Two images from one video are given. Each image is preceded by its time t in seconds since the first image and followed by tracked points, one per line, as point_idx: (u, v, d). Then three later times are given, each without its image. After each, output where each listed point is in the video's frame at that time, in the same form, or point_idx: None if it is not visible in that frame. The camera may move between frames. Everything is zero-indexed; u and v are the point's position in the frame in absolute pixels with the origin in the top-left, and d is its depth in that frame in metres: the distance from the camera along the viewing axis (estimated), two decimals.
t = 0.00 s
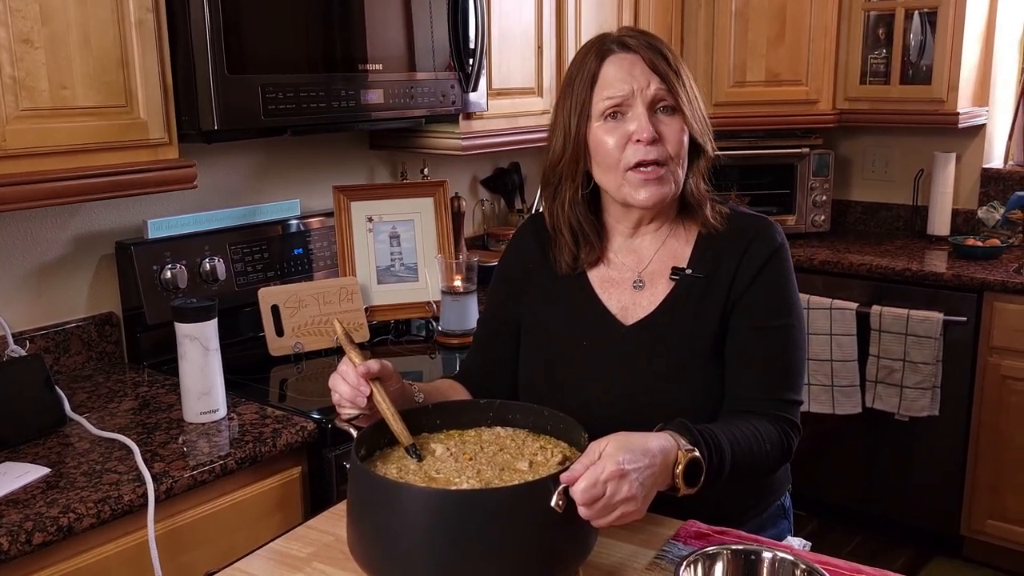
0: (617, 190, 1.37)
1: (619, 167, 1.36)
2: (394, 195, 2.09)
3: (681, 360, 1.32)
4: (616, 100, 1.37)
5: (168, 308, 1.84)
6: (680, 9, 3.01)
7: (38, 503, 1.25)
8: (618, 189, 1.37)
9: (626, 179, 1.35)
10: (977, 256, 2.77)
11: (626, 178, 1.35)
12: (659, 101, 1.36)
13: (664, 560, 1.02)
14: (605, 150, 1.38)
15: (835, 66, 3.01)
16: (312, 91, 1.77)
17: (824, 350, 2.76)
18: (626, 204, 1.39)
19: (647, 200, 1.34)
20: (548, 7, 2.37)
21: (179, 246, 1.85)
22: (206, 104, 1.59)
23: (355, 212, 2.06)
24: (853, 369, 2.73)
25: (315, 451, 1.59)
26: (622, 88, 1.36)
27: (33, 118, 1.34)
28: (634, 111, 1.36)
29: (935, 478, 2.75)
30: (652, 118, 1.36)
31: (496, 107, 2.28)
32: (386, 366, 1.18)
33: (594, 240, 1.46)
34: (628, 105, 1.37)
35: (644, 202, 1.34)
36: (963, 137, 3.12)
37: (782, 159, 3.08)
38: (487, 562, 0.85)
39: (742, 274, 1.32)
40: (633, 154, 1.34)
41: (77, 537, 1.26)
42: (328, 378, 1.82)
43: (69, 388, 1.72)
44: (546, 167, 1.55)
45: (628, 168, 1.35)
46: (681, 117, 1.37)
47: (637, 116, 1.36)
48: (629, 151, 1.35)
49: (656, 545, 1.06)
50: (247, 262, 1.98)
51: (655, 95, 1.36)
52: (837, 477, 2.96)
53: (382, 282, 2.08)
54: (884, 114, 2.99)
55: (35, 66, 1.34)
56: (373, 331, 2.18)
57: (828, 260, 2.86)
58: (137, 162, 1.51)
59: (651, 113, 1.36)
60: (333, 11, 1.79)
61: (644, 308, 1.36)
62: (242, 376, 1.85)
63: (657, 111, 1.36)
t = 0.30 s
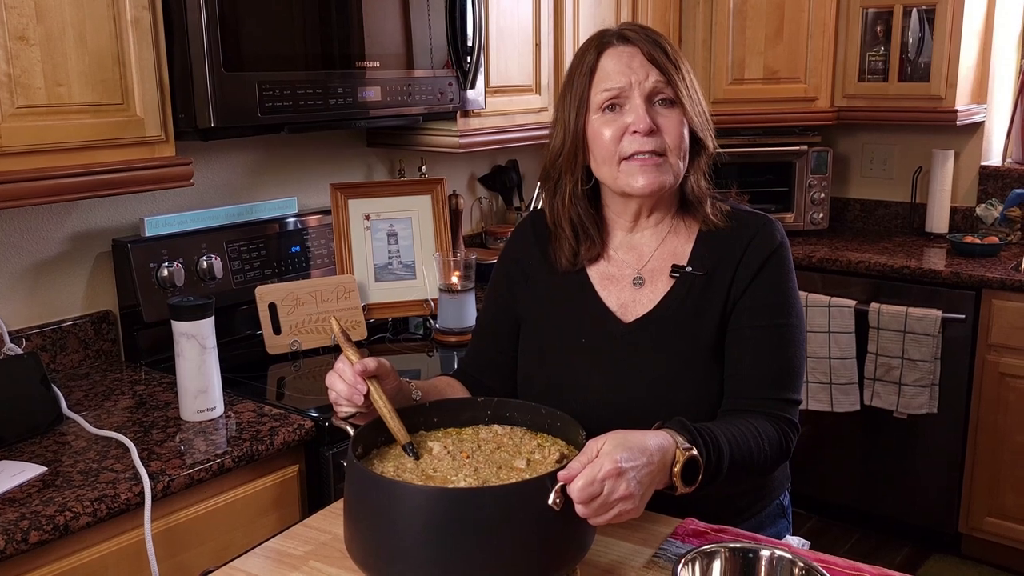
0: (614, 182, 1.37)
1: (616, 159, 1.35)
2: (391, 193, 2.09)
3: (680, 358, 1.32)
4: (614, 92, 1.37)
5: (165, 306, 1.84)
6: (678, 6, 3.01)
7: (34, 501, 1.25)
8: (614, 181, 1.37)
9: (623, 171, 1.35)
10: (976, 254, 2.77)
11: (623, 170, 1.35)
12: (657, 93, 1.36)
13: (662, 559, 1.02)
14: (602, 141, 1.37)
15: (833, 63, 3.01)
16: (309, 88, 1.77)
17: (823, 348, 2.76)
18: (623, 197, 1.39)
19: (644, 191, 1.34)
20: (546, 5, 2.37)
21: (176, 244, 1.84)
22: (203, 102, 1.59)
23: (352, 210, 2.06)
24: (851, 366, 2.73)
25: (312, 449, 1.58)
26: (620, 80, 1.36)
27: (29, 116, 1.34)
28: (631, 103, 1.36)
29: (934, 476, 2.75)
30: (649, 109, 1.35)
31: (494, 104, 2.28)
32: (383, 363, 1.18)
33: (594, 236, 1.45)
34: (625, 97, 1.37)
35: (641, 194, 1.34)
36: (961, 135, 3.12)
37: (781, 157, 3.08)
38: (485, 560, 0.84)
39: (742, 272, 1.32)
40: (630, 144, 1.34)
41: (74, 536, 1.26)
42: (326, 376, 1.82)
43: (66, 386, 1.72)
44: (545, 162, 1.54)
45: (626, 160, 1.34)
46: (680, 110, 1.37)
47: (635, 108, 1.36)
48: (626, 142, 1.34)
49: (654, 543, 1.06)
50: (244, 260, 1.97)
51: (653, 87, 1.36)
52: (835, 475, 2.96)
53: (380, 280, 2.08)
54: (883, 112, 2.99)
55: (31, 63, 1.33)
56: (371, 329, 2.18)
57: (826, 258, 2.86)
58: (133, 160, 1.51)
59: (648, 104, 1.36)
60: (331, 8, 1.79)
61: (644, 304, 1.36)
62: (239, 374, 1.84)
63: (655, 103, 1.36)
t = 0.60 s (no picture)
0: (615, 179, 1.37)
1: (616, 156, 1.36)
2: (392, 192, 2.09)
3: (685, 356, 1.32)
4: (614, 90, 1.37)
5: (166, 305, 1.84)
6: (679, 4, 3.01)
7: (36, 500, 1.25)
8: (615, 178, 1.37)
9: (624, 169, 1.35)
10: (977, 253, 2.77)
11: (623, 168, 1.35)
12: (656, 90, 1.36)
13: (664, 558, 1.02)
14: (603, 138, 1.38)
15: (834, 62, 3.01)
16: (311, 87, 1.77)
17: (824, 347, 2.76)
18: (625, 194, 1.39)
19: (645, 189, 1.34)
20: (547, 4, 2.37)
21: (177, 243, 1.84)
22: (204, 101, 1.59)
23: (354, 209, 2.06)
24: (852, 365, 2.73)
25: (314, 448, 1.58)
26: (619, 78, 1.37)
27: (32, 115, 1.34)
28: (630, 100, 1.36)
29: (935, 475, 2.75)
30: (648, 106, 1.35)
31: (495, 103, 2.28)
32: (385, 362, 1.18)
33: (600, 233, 1.45)
34: (624, 95, 1.37)
35: (642, 192, 1.34)
36: (962, 134, 3.12)
37: (782, 156, 3.07)
38: (488, 558, 0.84)
39: (747, 273, 1.32)
40: (628, 142, 1.34)
41: (76, 534, 1.26)
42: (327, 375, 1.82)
43: (68, 385, 1.72)
44: (552, 160, 1.55)
45: (625, 158, 1.34)
46: (680, 107, 1.36)
47: (633, 106, 1.36)
48: (625, 139, 1.34)
49: (656, 542, 1.06)
50: (246, 259, 1.97)
51: (652, 85, 1.35)
52: (836, 474, 2.96)
53: (381, 279, 2.08)
54: (884, 111, 2.98)
55: (33, 62, 1.33)
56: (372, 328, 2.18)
57: (827, 257, 2.85)
58: (134, 159, 1.51)
59: (647, 101, 1.36)
60: (332, 6, 1.79)
61: (649, 303, 1.36)
62: (241, 373, 1.84)
63: (654, 100, 1.36)
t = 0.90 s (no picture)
0: (623, 186, 1.37)
1: (625, 164, 1.36)
2: (395, 195, 2.09)
3: (689, 359, 1.32)
4: (622, 98, 1.37)
5: (169, 307, 1.84)
6: (682, 6, 3.01)
7: (39, 502, 1.25)
8: (623, 186, 1.37)
9: (631, 175, 1.35)
10: (979, 255, 2.77)
11: (631, 175, 1.35)
12: (664, 98, 1.36)
13: (666, 560, 1.01)
14: (611, 146, 1.38)
15: (837, 64, 3.01)
16: (313, 90, 1.77)
17: (827, 349, 2.76)
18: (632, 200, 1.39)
19: (652, 196, 1.34)
20: (550, 6, 2.37)
21: (180, 245, 1.85)
22: (207, 103, 1.59)
23: (356, 211, 2.06)
24: (854, 367, 2.73)
25: (316, 451, 1.59)
26: (628, 87, 1.36)
27: (35, 117, 1.34)
28: (639, 109, 1.36)
29: (938, 478, 2.75)
30: (656, 114, 1.35)
31: (497, 105, 2.28)
32: (387, 365, 1.18)
33: (604, 236, 1.45)
34: (633, 103, 1.36)
35: (649, 199, 1.34)
36: (965, 136, 3.12)
37: (784, 158, 3.07)
38: (490, 561, 0.84)
39: (750, 274, 1.32)
40: (637, 150, 1.34)
41: (79, 536, 1.26)
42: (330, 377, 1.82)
43: (71, 387, 1.72)
44: (557, 164, 1.55)
45: (633, 166, 1.35)
46: (687, 115, 1.36)
47: (641, 113, 1.36)
48: (633, 147, 1.35)
49: (658, 545, 1.06)
50: (248, 261, 1.98)
51: (660, 92, 1.35)
52: (838, 476, 2.96)
53: (383, 281, 2.08)
54: (886, 113, 2.98)
55: (36, 65, 1.34)
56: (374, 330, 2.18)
57: (830, 259, 2.85)
58: (137, 161, 1.51)
59: (655, 109, 1.36)
60: (334, 9, 1.79)
61: (653, 306, 1.36)
62: (243, 375, 1.85)
63: (662, 108, 1.36)
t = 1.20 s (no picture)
0: (621, 182, 1.37)
1: (623, 160, 1.36)
2: (399, 195, 2.10)
3: (692, 359, 1.32)
4: (624, 93, 1.37)
5: (172, 307, 1.84)
6: (686, 5, 3.00)
7: (44, 501, 1.26)
8: (621, 180, 1.37)
9: (629, 172, 1.35)
10: (983, 256, 2.77)
11: (629, 171, 1.35)
12: (665, 95, 1.36)
13: (671, 561, 1.01)
14: (610, 141, 1.38)
15: (840, 64, 3.01)
16: (317, 89, 1.77)
17: (830, 350, 2.75)
18: (631, 197, 1.39)
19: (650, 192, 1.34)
20: (553, 6, 2.37)
21: (184, 245, 1.85)
22: (212, 103, 1.60)
23: (360, 211, 2.06)
24: (858, 368, 2.73)
25: (320, 451, 1.59)
26: (630, 82, 1.36)
27: (40, 117, 1.34)
28: (639, 104, 1.36)
29: (941, 479, 2.74)
30: (656, 111, 1.35)
31: (501, 105, 2.28)
32: (392, 365, 1.18)
33: (607, 233, 1.46)
34: (634, 99, 1.36)
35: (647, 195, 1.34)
36: (969, 137, 3.11)
37: (788, 159, 3.07)
38: (495, 562, 0.84)
39: (753, 275, 1.32)
40: (635, 146, 1.34)
41: (83, 536, 1.26)
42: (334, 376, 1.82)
43: (75, 386, 1.72)
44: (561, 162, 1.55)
45: (630, 160, 1.34)
46: (688, 113, 1.36)
47: (641, 109, 1.36)
48: (631, 143, 1.34)
49: (663, 546, 1.06)
50: (252, 260, 1.98)
51: (662, 90, 1.35)
52: (842, 478, 2.96)
53: (387, 281, 2.08)
54: (890, 114, 2.98)
55: (41, 65, 1.34)
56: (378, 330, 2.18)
57: (834, 259, 2.85)
58: (141, 161, 1.51)
59: (656, 106, 1.36)
60: (338, 9, 1.79)
61: (656, 306, 1.36)
62: (247, 375, 1.85)
63: (663, 106, 1.36)
